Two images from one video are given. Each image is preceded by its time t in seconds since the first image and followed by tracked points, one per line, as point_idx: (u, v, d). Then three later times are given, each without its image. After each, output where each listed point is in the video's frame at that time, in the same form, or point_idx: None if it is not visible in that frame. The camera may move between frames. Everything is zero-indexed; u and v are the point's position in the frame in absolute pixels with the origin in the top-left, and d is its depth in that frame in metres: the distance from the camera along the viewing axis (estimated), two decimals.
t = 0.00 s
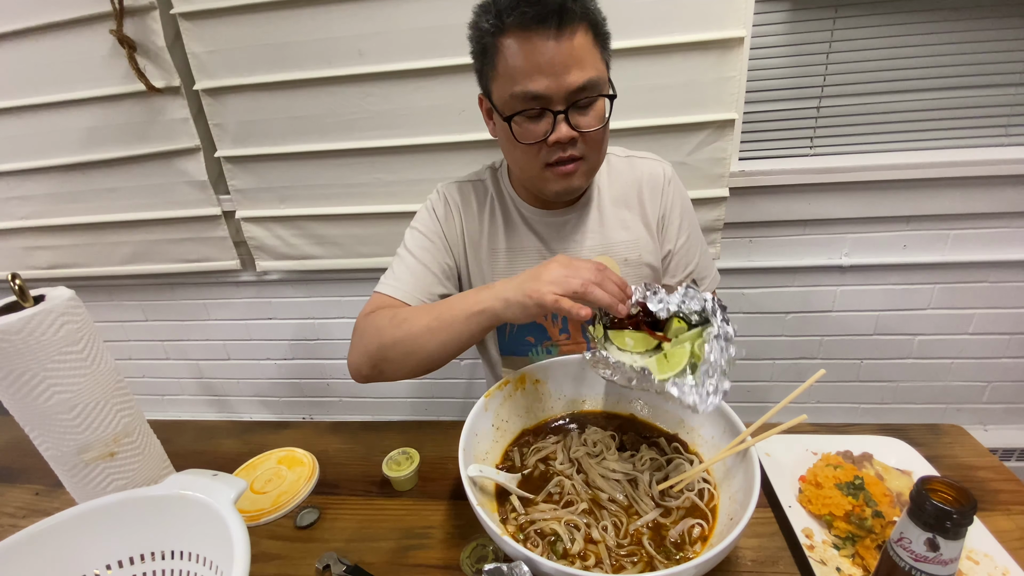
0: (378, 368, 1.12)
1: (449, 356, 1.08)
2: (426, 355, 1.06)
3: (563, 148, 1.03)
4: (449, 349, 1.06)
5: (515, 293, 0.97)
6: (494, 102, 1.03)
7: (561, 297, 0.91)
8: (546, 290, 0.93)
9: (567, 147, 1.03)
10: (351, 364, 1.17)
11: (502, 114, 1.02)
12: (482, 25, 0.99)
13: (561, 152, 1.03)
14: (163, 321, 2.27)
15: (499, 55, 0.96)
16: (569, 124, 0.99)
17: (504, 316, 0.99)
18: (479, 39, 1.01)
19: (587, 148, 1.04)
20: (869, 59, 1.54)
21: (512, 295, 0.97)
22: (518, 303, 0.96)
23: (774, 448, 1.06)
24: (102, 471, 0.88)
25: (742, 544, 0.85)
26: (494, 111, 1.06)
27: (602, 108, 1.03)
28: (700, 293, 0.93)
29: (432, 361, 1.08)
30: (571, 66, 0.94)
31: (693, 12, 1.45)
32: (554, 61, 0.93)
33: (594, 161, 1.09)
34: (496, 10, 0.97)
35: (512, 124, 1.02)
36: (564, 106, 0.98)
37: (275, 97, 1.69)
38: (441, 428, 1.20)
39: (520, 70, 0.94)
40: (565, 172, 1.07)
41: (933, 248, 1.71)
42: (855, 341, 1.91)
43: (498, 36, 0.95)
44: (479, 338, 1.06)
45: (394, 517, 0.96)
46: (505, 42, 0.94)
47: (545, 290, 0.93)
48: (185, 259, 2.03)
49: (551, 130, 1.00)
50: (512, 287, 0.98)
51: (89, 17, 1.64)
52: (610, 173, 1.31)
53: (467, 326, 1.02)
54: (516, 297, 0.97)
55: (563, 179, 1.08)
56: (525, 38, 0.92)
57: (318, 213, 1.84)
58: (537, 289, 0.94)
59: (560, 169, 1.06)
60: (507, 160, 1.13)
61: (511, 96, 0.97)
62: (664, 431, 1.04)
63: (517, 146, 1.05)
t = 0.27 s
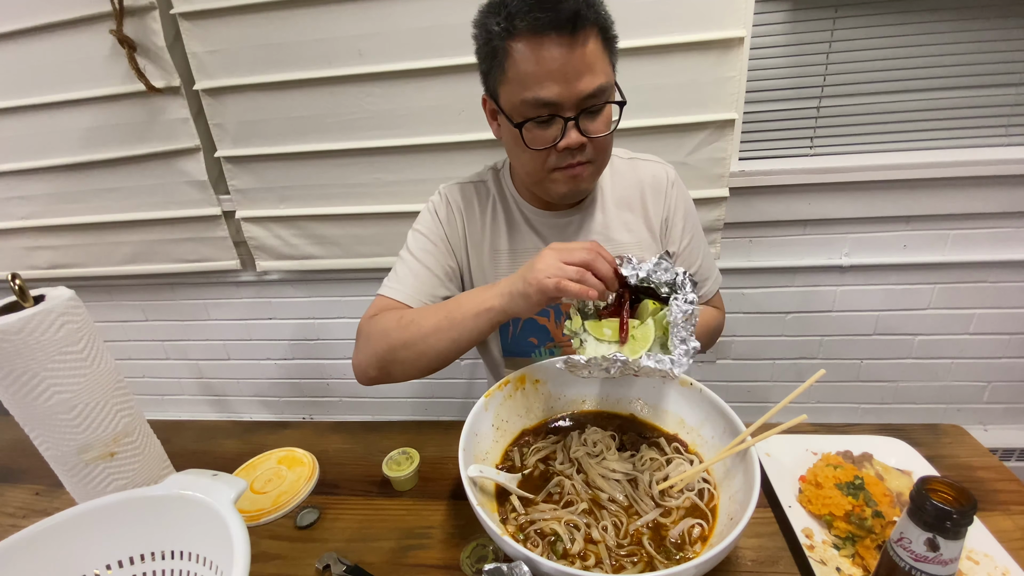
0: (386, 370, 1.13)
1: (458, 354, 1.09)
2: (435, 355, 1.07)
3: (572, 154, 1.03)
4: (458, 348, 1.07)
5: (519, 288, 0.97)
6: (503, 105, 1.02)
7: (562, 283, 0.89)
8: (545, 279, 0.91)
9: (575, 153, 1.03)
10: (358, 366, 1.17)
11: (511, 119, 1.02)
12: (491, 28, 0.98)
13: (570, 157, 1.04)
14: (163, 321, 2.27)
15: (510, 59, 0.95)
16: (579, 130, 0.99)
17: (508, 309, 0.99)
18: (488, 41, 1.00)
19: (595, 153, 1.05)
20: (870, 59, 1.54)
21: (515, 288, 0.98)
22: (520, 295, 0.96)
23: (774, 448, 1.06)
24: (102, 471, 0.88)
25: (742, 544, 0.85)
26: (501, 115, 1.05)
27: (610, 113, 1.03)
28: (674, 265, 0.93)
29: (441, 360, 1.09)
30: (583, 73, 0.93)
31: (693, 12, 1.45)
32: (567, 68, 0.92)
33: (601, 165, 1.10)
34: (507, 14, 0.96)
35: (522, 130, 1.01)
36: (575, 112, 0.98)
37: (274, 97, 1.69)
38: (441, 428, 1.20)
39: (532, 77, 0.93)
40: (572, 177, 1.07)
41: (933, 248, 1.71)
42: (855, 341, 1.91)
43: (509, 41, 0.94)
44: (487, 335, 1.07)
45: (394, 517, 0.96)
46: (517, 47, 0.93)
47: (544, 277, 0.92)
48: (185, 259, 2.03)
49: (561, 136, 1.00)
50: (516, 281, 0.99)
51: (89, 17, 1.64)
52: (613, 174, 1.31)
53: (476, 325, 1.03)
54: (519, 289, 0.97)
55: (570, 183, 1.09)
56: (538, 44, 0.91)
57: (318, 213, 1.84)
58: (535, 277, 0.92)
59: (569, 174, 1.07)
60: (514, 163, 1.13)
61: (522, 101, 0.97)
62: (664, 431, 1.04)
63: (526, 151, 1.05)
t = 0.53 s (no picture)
0: (393, 366, 1.12)
1: (466, 345, 1.08)
2: (443, 346, 1.07)
3: (574, 155, 1.03)
4: (466, 338, 1.06)
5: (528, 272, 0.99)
6: (505, 106, 1.02)
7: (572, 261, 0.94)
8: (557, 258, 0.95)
9: (578, 154, 1.03)
10: (363, 366, 1.16)
11: (515, 120, 1.01)
12: (494, 28, 0.98)
13: (573, 159, 1.03)
14: (163, 321, 2.27)
15: (514, 60, 0.95)
16: (582, 131, 0.99)
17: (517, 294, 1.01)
18: (491, 41, 0.99)
19: (598, 155, 1.05)
20: (870, 59, 1.54)
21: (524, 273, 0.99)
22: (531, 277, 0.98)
23: (774, 448, 1.06)
24: (103, 471, 0.88)
25: (742, 544, 0.85)
26: (503, 115, 1.05)
27: (612, 114, 1.03)
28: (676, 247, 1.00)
29: (448, 353, 1.08)
30: (587, 73, 0.93)
31: (693, 12, 1.45)
32: (571, 69, 0.92)
33: (603, 166, 1.10)
34: (511, 14, 0.96)
35: (526, 130, 1.01)
36: (578, 113, 0.98)
37: (274, 97, 1.69)
38: (440, 428, 1.20)
39: (536, 77, 0.93)
40: (575, 178, 1.07)
41: (932, 248, 1.71)
42: (855, 341, 1.91)
43: (513, 41, 0.94)
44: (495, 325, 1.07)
45: (394, 517, 0.96)
46: (521, 47, 0.93)
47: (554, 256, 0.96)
48: (185, 259, 2.03)
49: (564, 136, 1.00)
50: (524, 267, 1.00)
51: (89, 17, 1.64)
52: (614, 175, 1.31)
53: (483, 313, 1.03)
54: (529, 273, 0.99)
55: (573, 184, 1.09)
56: (542, 44, 0.91)
57: (318, 213, 1.84)
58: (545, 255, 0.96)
59: (572, 175, 1.07)
60: (516, 164, 1.12)
61: (526, 102, 0.96)
62: (664, 430, 1.04)
63: (529, 152, 1.05)
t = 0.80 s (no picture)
0: (392, 360, 1.12)
1: (465, 337, 1.09)
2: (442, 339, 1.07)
3: (577, 154, 1.02)
4: (465, 330, 1.07)
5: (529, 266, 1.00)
6: (509, 104, 1.02)
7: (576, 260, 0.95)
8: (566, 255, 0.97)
9: (581, 153, 1.03)
10: (362, 361, 1.16)
11: (518, 118, 1.01)
12: (499, 26, 0.98)
13: (576, 157, 1.03)
14: (163, 321, 2.27)
15: (518, 58, 0.95)
16: (584, 129, 0.99)
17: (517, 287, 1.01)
18: (496, 39, 0.99)
19: (600, 154, 1.05)
20: (870, 59, 1.54)
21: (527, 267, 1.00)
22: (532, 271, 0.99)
23: (774, 448, 1.06)
24: (103, 471, 0.88)
25: (742, 545, 0.85)
26: (507, 113, 1.05)
27: (615, 114, 1.03)
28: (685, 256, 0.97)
29: (447, 344, 1.09)
30: (590, 72, 0.93)
31: (693, 12, 1.45)
32: (575, 67, 0.92)
33: (606, 165, 1.10)
34: (516, 12, 0.96)
35: (529, 128, 1.01)
36: (581, 112, 0.97)
37: (274, 97, 1.69)
38: (441, 428, 1.20)
39: (540, 75, 0.93)
40: (578, 177, 1.07)
41: (932, 248, 1.71)
42: (855, 341, 1.91)
43: (517, 39, 0.94)
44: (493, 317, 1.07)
45: (394, 517, 0.96)
46: (525, 45, 0.93)
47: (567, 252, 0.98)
48: (185, 259, 2.03)
49: (567, 135, 1.00)
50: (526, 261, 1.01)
51: (89, 17, 1.64)
52: (615, 175, 1.31)
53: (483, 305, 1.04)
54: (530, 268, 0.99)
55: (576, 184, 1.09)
56: (546, 42, 0.91)
57: (318, 213, 1.84)
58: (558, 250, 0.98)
59: (574, 174, 1.06)
60: (520, 162, 1.12)
61: (530, 100, 0.96)
62: (664, 430, 1.04)
63: (533, 150, 1.05)
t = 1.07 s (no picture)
0: (385, 350, 1.12)
1: (453, 322, 1.08)
2: (423, 322, 1.06)
3: (579, 152, 1.02)
4: (445, 312, 1.05)
5: (501, 238, 0.97)
6: (514, 101, 1.02)
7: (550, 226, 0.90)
8: (545, 220, 0.91)
9: (583, 151, 1.03)
10: (362, 354, 1.17)
11: (522, 115, 1.01)
12: (506, 23, 0.98)
13: (578, 155, 1.03)
14: (163, 321, 2.27)
15: (524, 56, 0.95)
16: (587, 128, 0.99)
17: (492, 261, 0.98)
18: (502, 37, 1.00)
19: (601, 153, 1.05)
20: (870, 59, 1.54)
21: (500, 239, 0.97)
22: (505, 240, 0.95)
23: (774, 448, 1.06)
24: (102, 471, 0.88)
25: (742, 545, 0.85)
26: (512, 110, 1.05)
27: (618, 114, 1.03)
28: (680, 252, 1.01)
29: (429, 328, 1.07)
30: (595, 71, 0.93)
31: (693, 12, 1.45)
32: (580, 67, 0.92)
33: (608, 164, 1.10)
34: (523, 10, 0.96)
35: (532, 126, 1.01)
36: (584, 111, 0.98)
37: (274, 97, 1.69)
38: (441, 428, 1.20)
39: (545, 73, 0.93)
40: (580, 175, 1.07)
41: (932, 248, 1.71)
42: (855, 341, 1.91)
43: (524, 37, 0.94)
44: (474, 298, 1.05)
45: (394, 517, 0.96)
46: (531, 44, 0.93)
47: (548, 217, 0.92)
48: (185, 259, 2.03)
49: (570, 133, 1.00)
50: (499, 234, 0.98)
51: (89, 17, 1.64)
52: (617, 174, 1.31)
53: (460, 285, 1.03)
54: (503, 239, 0.96)
55: (576, 181, 1.09)
56: (553, 41, 0.91)
57: (318, 213, 1.84)
58: (540, 213, 0.93)
59: (576, 172, 1.07)
60: (522, 158, 1.12)
61: (534, 97, 0.96)
62: (664, 430, 1.04)
63: (535, 147, 1.05)
